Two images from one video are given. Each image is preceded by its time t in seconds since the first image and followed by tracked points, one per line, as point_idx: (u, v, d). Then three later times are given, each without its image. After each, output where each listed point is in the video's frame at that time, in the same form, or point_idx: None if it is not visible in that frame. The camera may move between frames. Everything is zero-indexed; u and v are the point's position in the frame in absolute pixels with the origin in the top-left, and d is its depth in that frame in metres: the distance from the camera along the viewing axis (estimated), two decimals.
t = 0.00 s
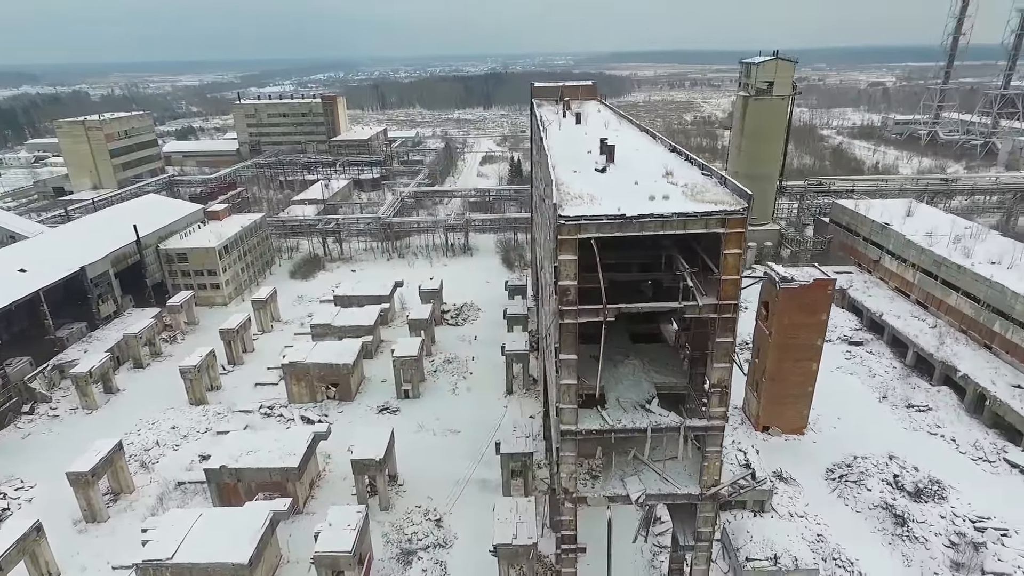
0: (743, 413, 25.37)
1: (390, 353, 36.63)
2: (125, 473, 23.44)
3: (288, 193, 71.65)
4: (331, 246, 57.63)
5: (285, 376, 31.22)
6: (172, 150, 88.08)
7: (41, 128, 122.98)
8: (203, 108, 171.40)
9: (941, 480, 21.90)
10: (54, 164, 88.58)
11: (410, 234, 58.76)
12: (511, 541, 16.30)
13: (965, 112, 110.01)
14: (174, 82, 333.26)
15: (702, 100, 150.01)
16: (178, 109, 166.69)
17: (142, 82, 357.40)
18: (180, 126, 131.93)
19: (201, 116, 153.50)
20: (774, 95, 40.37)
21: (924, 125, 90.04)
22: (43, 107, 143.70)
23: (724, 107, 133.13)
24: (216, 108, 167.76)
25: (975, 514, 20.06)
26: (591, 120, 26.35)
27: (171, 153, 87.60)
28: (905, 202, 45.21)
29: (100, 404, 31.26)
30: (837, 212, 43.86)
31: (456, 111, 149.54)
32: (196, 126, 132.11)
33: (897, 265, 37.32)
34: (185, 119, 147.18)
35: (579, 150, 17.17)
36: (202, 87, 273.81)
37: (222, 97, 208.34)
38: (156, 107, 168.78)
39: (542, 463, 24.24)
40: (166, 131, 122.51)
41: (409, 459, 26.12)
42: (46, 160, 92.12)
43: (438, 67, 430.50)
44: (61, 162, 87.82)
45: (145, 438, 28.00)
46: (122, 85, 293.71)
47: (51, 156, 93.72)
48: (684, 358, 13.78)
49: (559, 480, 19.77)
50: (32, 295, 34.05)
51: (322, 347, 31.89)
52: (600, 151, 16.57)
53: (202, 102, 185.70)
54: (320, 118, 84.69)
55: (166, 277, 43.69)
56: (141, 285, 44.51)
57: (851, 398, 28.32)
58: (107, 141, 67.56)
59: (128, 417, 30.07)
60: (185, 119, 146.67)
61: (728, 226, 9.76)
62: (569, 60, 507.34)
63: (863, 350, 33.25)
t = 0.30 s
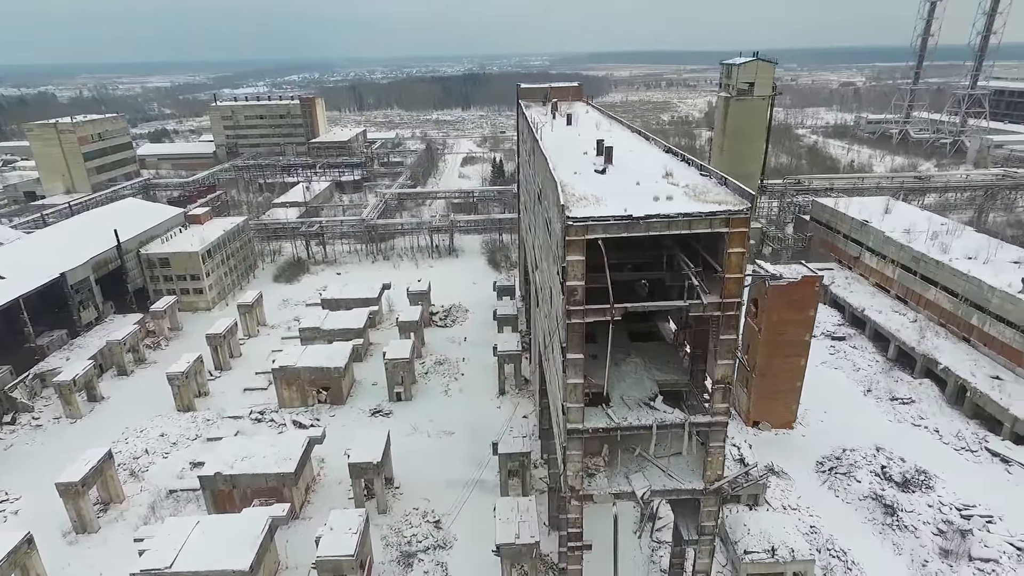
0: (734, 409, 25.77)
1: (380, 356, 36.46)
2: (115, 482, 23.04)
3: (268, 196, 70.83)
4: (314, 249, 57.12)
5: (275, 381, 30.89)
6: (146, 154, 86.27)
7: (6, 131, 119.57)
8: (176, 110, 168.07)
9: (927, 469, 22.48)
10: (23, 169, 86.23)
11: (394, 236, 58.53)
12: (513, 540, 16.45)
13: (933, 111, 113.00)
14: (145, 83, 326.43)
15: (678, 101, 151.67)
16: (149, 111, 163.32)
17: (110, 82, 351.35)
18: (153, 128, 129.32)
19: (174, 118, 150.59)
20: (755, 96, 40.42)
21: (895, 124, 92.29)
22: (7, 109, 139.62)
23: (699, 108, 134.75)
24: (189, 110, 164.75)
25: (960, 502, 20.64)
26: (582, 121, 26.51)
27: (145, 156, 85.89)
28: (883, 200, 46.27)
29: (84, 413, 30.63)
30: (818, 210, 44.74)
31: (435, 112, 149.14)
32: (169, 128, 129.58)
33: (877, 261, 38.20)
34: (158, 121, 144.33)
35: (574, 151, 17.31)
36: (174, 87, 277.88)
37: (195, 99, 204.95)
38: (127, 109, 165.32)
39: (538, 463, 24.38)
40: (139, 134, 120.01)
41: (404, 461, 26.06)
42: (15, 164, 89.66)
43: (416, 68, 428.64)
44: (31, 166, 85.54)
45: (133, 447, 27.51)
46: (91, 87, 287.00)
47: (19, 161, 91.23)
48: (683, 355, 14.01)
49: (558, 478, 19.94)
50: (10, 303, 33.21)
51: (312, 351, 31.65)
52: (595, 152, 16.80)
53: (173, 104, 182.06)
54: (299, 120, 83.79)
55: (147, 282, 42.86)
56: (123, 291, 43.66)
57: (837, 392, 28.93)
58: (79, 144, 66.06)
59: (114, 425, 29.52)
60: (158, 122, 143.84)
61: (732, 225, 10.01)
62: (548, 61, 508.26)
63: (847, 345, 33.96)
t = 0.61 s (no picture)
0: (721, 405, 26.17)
1: (366, 359, 36.21)
2: (100, 494, 22.58)
3: (244, 199, 69.70)
4: (294, 252, 56.41)
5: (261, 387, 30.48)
6: (116, 157, 84.13)
7: None
8: (143, 112, 164.19)
9: (908, 459, 23.13)
10: None
11: (375, 238, 58.11)
12: (512, 540, 16.55)
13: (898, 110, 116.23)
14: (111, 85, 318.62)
15: (652, 101, 153.22)
16: (115, 113, 159.21)
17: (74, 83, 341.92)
18: (120, 131, 126.07)
19: (142, 120, 147.07)
20: (732, 96, 41.05)
21: (863, 122, 94.50)
22: None
23: (673, 107, 136.21)
24: (158, 112, 161.07)
25: (942, 491, 21.27)
26: (568, 123, 26.64)
27: (114, 160, 83.75)
28: (857, 197, 47.42)
29: (63, 424, 29.87)
30: (795, 208, 45.65)
31: (411, 113, 148.37)
32: (137, 131, 126.52)
33: (853, 257, 39.13)
34: (125, 123, 140.96)
35: (565, 153, 17.42)
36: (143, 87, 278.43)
37: (164, 101, 201.00)
38: (92, 111, 161.06)
39: (530, 463, 24.49)
40: (106, 137, 117.00)
41: (395, 465, 25.95)
42: None
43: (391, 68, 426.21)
44: None
45: (116, 457, 26.93)
46: (54, 88, 279.05)
47: None
48: (677, 353, 14.24)
49: (552, 477, 20.10)
50: None
51: (298, 356, 31.31)
52: (585, 153, 17.00)
53: (141, 106, 178.15)
54: (273, 121, 82.62)
55: (124, 289, 41.89)
56: (98, 297, 42.56)
57: (819, 386, 29.59)
58: (46, 148, 64.27)
59: (95, 435, 28.84)
60: (125, 124, 140.56)
61: (729, 225, 10.25)
62: (524, 61, 509.68)
63: (827, 339, 34.73)
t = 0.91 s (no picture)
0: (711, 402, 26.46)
1: (356, 362, 35.99)
2: (89, 503, 22.19)
3: (225, 202, 68.73)
4: (278, 255, 55.80)
5: (251, 392, 30.12)
6: (91, 159, 82.43)
7: None
8: (117, 113, 161.05)
9: (896, 452, 23.63)
10: None
11: (360, 241, 57.75)
12: (512, 540, 16.60)
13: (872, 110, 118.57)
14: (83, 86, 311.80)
15: (632, 101, 154.23)
16: (87, 115, 156.03)
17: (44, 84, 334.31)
18: (93, 133, 123.55)
19: (115, 122, 144.16)
20: (715, 97, 41.61)
21: (839, 121, 96.17)
22: None
23: (652, 107, 137.24)
24: (131, 113, 158.01)
25: (929, 482, 21.79)
26: (558, 124, 26.76)
27: (89, 163, 81.94)
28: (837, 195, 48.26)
29: (47, 433, 29.25)
30: (777, 206, 46.34)
31: (391, 114, 147.54)
32: (110, 133, 123.74)
33: (835, 255, 39.81)
34: (98, 125, 138.28)
35: (559, 155, 17.53)
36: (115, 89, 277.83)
37: (137, 103, 197.53)
38: (63, 113, 157.48)
39: (525, 463, 24.55)
40: (79, 140, 114.50)
41: (390, 468, 25.83)
42: None
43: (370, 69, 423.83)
44: None
45: (104, 465, 26.47)
46: (23, 90, 272.30)
47: None
48: (674, 352, 14.39)
49: (550, 477, 20.22)
50: None
51: (288, 360, 31.02)
52: (579, 155, 17.16)
53: (114, 108, 174.95)
54: (252, 123, 81.57)
55: (105, 294, 41.10)
56: (78, 303, 41.65)
57: (806, 382, 30.07)
58: (18, 151, 62.77)
59: (81, 444, 28.31)
60: (97, 126, 137.92)
61: (729, 225, 10.41)
62: (505, 62, 509.94)
63: (812, 336, 35.30)
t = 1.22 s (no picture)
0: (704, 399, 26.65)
1: (348, 365, 35.76)
2: (79, 513, 21.83)
3: (207, 204, 67.81)
4: (263, 258, 55.19)
5: (241, 397, 29.77)
6: (68, 162, 80.84)
7: None
8: (92, 115, 158.08)
9: (886, 447, 24.04)
10: None
11: (346, 243, 57.36)
12: (513, 541, 16.64)
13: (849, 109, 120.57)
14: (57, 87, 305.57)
15: (614, 101, 154.99)
16: (61, 117, 153.12)
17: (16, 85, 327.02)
18: (68, 135, 121.16)
19: (90, 124, 141.56)
20: (700, 97, 42.01)
21: (818, 121, 97.50)
22: None
23: (634, 108, 138.08)
24: (107, 115, 155.15)
25: (918, 475, 22.21)
26: (548, 124, 26.84)
27: (65, 166, 80.29)
28: (821, 194, 48.90)
29: (32, 442, 28.65)
30: (762, 205, 46.86)
31: (373, 115, 146.70)
32: (85, 135, 121.27)
33: (821, 253, 40.38)
34: (73, 127, 135.72)
35: (555, 156, 17.59)
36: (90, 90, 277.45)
37: (112, 104, 194.02)
38: (35, 115, 154.24)
39: (522, 464, 24.58)
40: (55, 142, 112.28)
41: (385, 471, 25.73)
42: None
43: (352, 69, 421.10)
44: None
45: (93, 474, 26.02)
46: None
47: None
48: (673, 352, 14.51)
49: (547, 477, 20.31)
50: None
51: (279, 364, 30.72)
52: (575, 156, 17.28)
53: (89, 109, 171.80)
54: (232, 125, 80.50)
55: (88, 299, 40.32)
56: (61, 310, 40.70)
57: (796, 378, 30.47)
58: None
59: (68, 453, 27.79)
60: (71, 128, 135.39)
61: (730, 225, 10.55)
62: (488, 62, 509.27)
63: (800, 333, 35.80)
